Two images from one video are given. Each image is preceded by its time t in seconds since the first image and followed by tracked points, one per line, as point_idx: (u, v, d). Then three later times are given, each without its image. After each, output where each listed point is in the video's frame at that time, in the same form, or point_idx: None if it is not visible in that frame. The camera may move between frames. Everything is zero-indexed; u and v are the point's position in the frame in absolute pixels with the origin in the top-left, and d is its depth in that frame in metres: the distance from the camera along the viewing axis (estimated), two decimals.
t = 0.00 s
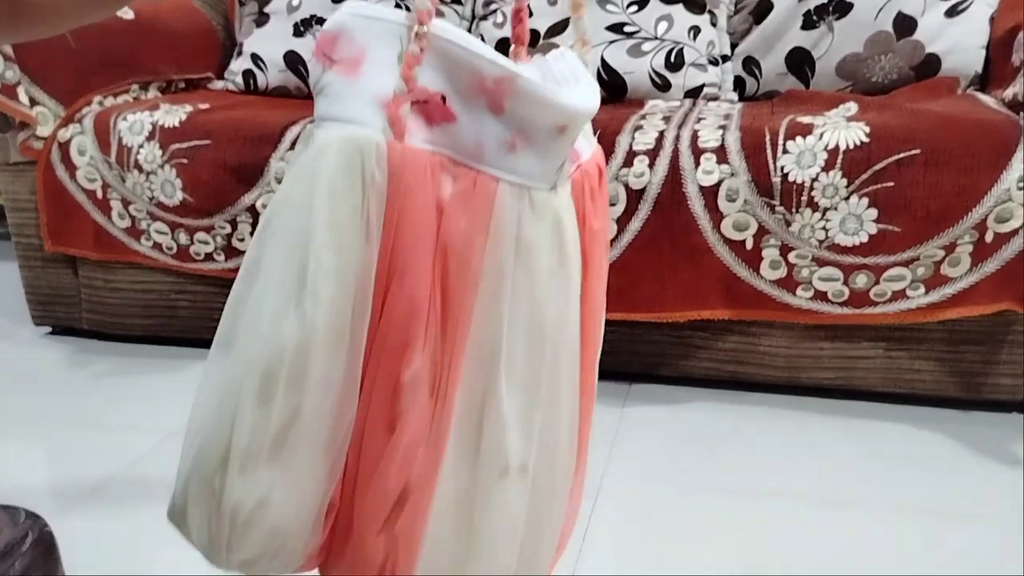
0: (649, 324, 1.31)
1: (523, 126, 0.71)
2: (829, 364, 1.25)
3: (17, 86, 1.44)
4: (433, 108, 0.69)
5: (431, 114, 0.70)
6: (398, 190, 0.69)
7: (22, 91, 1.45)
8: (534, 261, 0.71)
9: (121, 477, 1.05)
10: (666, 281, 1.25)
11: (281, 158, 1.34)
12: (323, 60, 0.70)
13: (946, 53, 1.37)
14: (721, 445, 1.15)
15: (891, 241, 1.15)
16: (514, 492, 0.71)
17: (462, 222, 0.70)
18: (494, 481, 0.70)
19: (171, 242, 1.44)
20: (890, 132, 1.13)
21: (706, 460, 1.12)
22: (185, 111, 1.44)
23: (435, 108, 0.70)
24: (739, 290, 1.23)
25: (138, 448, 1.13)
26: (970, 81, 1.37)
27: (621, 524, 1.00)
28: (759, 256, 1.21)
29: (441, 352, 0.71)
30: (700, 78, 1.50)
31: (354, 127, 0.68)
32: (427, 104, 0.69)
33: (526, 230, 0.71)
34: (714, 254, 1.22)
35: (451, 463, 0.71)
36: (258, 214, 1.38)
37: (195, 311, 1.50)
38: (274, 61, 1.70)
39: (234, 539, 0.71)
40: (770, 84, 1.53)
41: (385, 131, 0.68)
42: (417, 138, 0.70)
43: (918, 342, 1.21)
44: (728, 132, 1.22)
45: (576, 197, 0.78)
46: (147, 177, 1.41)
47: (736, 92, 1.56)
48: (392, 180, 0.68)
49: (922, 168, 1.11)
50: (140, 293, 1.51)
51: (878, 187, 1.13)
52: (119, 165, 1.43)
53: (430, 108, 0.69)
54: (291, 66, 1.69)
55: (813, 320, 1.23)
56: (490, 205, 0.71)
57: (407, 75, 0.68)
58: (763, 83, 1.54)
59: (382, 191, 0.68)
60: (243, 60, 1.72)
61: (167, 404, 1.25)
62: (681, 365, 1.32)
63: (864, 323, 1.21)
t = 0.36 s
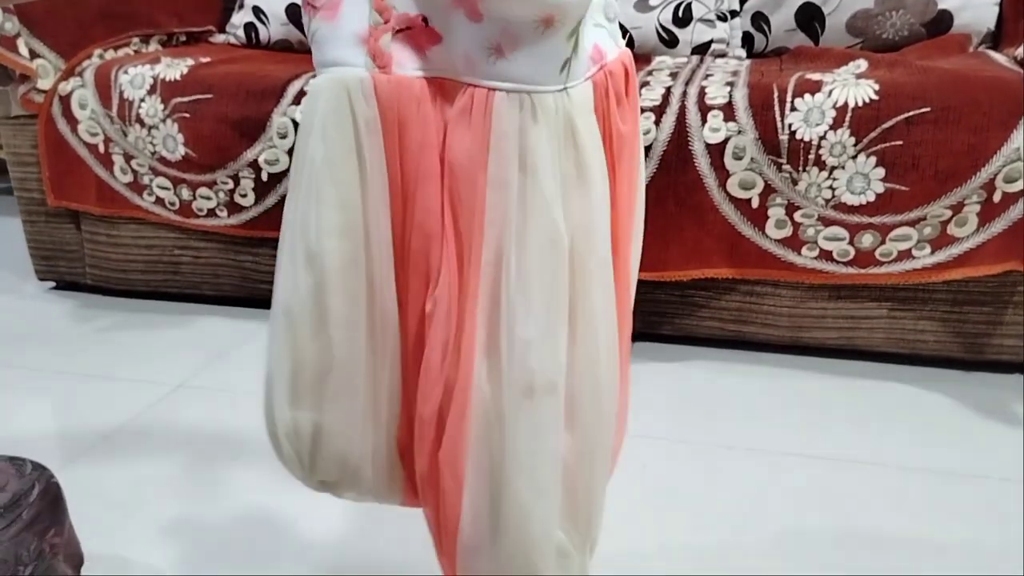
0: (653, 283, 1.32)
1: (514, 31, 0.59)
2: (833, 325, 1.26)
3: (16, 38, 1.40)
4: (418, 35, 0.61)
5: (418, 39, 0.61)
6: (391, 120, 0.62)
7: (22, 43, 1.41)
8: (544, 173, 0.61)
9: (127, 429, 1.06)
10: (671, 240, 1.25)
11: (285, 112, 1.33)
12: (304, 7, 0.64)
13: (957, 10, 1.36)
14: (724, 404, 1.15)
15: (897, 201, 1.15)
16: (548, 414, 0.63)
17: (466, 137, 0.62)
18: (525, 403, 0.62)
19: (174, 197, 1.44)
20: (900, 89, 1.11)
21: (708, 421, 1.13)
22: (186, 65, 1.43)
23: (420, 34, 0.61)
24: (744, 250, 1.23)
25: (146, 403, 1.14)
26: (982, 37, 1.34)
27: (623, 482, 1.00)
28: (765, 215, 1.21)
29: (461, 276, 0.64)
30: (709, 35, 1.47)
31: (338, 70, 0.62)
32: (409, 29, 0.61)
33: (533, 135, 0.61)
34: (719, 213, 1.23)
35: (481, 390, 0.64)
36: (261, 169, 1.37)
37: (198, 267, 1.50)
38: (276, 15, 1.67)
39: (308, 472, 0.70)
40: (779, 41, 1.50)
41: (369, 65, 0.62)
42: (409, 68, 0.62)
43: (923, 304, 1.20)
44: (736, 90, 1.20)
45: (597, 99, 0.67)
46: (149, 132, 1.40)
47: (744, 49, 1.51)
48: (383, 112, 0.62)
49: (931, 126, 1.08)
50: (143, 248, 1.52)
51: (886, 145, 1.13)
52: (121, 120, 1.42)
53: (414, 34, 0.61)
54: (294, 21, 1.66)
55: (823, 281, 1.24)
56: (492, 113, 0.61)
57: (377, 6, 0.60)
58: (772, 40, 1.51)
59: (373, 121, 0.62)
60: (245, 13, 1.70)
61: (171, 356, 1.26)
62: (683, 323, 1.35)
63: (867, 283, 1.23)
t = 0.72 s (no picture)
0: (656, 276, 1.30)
1: (546, 83, 0.59)
2: (837, 319, 1.26)
3: (22, 26, 1.36)
4: (445, 83, 0.59)
5: (443, 89, 0.60)
6: (423, 166, 0.60)
7: (28, 32, 1.38)
8: (566, 205, 0.61)
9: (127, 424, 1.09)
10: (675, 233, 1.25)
11: (289, 103, 1.33)
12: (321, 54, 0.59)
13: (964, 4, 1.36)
14: (725, 399, 1.16)
15: (903, 195, 1.14)
16: (567, 425, 0.63)
17: (496, 177, 0.61)
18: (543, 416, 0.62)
19: (178, 186, 1.44)
20: (906, 82, 1.12)
21: (708, 415, 1.14)
22: (191, 54, 1.43)
23: (446, 83, 0.59)
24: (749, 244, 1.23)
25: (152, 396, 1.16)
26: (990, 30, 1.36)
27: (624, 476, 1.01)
28: (769, 209, 1.21)
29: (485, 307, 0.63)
30: (714, 27, 1.47)
31: (366, 119, 0.58)
32: (434, 78, 0.59)
33: (557, 176, 0.61)
34: (723, 206, 1.22)
35: (504, 413, 0.63)
36: (265, 159, 1.37)
37: (202, 256, 1.51)
38: (281, 4, 1.67)
39: (324, 490, 0.66)
40: (785, 34, 1.49)
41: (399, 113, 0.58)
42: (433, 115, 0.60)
43: (926, 298, 1.18)
44: (741, 82, 1.20)
45: (613, 124, 0.69)
46: (154, 121, 1.40)
47: (750, 42, 1.50)
48: (416, 159, 0.59)
49: (937, 121, 1.10)
50: (148, 237, 1.52)
51: (892, 138, 1.12)
52: (126, 108, 1.42)
53: (440, 82, 0.59)
54: (298, 10, 1.66)
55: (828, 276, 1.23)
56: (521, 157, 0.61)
57: (408, 59, 0.57)
58: (777, 32, 1.50)
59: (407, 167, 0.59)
60: (251, 2, 1.70)
61: (172, 350, 1.28)
62: (687, 319, 1.35)
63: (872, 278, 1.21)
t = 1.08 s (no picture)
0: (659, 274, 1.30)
1: (562, 198, 0.59)
2: (840, 318, 1.25)
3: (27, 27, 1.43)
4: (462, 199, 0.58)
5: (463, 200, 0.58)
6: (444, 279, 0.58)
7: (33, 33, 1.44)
8: (563, 308, 0.61)
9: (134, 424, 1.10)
10: (677, 232, 1.25)
11: (292, 103, 1.33)
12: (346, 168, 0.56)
13: (969, 3, 1.35)
14: (728, 397, 1.17)
15: (907, 194, 1.14)
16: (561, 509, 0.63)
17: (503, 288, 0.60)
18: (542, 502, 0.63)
19: (182, 186, 1.44)
20: (911, 82, 1.11)
21: (712, 412, 1.14)
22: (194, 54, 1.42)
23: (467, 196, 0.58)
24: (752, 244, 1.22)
25: (158, 396, 1.17)
26: (994, 30, 1.35)
27: (627, 475, 1.02)
28: (773, 208, 1.20)
29: (487, 408, 0.61)
30: (718, 26, 1.46)
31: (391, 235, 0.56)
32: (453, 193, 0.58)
33: (552, 275, 0.60)
34: (727, 206, 1.22)
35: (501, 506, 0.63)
36: (268, 159, 1.37)
37: (206, 256, 1.51)
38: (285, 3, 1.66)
39: None
40: (788, 33, 1.49)
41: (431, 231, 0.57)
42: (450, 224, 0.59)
43: (930, 297, 1.20)
44: (745, 82, 1.19)
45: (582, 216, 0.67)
46: (157, 121, 1.40)
47: (753, 41, 1.51)
48: (445, 279, 0.58)
49: (941, 121, 1.09)
50: (151, 237, 1.52)
51: (896, 138, 1.12)
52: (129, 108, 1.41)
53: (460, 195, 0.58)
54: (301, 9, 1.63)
55: (830, 275, 1.22)
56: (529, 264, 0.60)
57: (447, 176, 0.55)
58: (781, 32, 1.50)
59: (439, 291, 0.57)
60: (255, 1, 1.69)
61: (178, 349, 1.29)
62: (689, 316, 1.33)
63: (877, 277, 1.21)
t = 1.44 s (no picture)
0: (659, 274, 1.30)
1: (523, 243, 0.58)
2: (841, 318, 1.25)
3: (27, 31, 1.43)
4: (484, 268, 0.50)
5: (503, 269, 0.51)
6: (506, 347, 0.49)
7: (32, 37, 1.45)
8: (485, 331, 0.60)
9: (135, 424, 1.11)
10: (676, 233, 1.25)
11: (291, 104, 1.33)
12: (462, 244, 0.44)
13: (968, 3, 1.35)
14: (729, 397, 1.16)
15: (906, 194, 1.14)
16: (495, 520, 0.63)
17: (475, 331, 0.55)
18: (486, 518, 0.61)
19: (181, 188, 1.44)
20: (910, 81, 1.11)
21: (713, 412, 1.13)
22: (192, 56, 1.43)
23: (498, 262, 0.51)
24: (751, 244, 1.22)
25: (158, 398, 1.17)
26: (993, 30, 1.36)
27: (629, 476, 1.02)
28: (772, 209, 1.20)
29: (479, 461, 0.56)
30: (716, 27, 1.46)
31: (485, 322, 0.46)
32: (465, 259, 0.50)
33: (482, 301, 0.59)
34: (727, 207, 1.21)
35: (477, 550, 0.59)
36: (268, 161, 1.37)
37: (205, 258, 1.50)
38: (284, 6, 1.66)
39: None
40: (787, 34, 1.50)
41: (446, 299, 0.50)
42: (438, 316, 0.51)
43: (929, 297, 1.21)
44: (744, 82, 1.19)
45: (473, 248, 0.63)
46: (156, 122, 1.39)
47: (753, 42, 1.51)
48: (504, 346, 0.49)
49: (941, 121, 1.09)
50: (150, 238, 1.52)
51: (896, 138, 1.11)
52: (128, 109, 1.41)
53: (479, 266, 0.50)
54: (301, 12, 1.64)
55: (829, 275, 1.22)
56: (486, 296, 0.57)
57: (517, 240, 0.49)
58: (781, 32, 1.50)
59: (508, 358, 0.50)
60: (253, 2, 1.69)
61: (179, 350, 1.30)
62: (689, 317, 1.32)
63: (877, 278, 1.21)
